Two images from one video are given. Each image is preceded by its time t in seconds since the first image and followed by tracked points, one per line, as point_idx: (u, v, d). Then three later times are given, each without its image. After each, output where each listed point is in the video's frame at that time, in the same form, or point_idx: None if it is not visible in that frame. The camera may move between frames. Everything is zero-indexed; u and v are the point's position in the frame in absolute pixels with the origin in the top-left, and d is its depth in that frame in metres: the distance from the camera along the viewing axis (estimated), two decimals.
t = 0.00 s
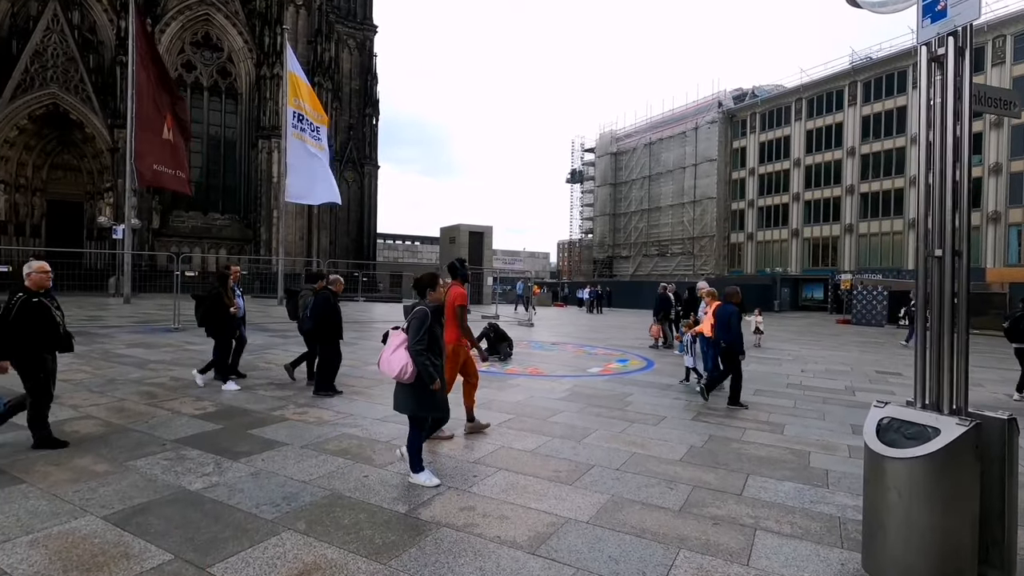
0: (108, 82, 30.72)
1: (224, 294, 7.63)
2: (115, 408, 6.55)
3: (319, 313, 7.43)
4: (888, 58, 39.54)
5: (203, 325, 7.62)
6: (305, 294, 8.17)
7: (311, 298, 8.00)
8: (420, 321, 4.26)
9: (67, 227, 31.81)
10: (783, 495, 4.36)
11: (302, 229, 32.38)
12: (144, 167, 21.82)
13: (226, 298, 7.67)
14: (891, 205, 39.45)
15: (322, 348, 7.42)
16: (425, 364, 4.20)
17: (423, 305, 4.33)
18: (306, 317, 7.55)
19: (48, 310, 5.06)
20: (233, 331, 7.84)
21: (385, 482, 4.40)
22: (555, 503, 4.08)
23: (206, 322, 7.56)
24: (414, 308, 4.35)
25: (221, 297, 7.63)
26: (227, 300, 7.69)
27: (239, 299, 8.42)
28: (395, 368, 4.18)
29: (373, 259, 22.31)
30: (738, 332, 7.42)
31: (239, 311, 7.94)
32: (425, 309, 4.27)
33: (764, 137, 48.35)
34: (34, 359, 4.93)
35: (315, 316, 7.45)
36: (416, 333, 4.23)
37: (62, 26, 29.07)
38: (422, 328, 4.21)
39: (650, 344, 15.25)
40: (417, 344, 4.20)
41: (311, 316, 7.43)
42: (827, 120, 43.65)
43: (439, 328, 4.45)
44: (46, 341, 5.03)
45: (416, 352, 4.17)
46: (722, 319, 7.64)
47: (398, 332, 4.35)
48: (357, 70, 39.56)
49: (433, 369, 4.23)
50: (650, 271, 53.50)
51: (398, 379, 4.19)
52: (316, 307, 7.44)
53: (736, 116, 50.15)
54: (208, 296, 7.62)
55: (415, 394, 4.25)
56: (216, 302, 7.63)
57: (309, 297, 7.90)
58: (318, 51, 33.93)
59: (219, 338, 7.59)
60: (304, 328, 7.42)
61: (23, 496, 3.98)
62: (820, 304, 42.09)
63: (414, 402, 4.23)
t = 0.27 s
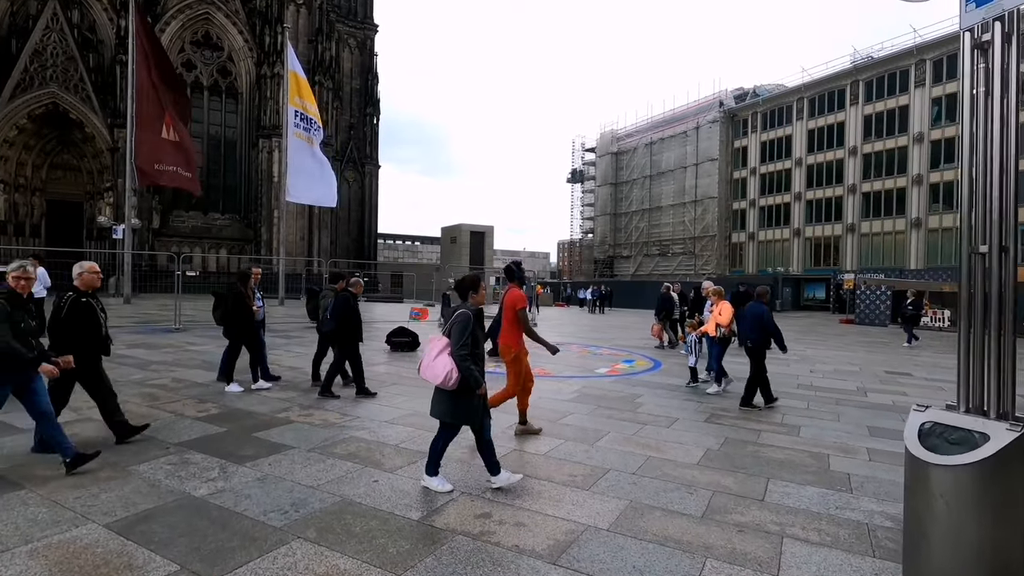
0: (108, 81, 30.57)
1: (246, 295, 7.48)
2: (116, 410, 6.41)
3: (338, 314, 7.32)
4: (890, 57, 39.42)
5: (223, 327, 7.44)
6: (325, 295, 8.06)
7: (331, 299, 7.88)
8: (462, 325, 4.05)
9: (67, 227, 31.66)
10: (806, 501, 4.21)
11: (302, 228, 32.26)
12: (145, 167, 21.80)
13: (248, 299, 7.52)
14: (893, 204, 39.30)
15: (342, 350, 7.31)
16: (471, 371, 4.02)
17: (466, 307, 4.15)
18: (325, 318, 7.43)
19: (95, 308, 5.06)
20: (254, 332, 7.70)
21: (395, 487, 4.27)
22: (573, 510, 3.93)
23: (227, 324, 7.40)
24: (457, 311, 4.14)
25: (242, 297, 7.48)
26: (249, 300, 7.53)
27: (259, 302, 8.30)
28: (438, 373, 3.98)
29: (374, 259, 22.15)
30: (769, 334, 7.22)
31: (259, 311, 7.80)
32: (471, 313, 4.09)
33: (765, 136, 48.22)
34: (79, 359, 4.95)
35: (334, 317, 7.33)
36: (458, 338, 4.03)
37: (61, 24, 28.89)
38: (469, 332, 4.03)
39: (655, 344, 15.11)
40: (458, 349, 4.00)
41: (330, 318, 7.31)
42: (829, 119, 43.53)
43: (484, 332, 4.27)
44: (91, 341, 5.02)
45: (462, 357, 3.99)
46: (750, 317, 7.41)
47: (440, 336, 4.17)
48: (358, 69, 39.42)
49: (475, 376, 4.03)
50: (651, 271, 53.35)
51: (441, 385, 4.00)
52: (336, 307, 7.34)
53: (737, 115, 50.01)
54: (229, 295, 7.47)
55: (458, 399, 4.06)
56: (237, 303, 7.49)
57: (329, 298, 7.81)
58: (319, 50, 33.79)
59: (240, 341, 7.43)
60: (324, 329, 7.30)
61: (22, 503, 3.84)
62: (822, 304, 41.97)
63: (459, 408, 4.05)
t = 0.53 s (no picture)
0: (108, 82, 30.45)
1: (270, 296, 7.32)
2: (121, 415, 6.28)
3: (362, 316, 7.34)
4: (892, 57, 39.31)
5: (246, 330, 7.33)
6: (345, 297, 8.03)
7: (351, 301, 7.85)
8: (508, 329, 3.87)
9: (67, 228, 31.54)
10: (833, 510, 4.08)
11: (304, 229, 32.15)
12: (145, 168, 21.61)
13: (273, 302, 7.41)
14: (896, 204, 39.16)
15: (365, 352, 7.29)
16: (517, 378, 3.85)
17: (512, 312, 3.98)
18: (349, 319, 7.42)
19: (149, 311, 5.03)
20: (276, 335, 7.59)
21: (410, 497, 4.14)
22: (595, 521, 3.81)
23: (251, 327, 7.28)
24: (501, 316, 3.98)
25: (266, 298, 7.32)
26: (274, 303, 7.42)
27: (281, 305, 8.26)
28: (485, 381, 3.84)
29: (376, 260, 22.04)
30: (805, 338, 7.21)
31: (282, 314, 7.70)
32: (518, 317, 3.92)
33: (767, 136, 48.11)
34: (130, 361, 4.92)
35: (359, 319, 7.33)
36: (504, 342, 3.86)
37: (61, 25, 28.77)
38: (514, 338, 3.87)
39: (661, 345, 14.97)
40: (504, 354, 3.83)
41: (355, 319, 7.31)
42: (831, 119, 43.42)
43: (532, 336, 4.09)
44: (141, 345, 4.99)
45: (508, 364, 3.83)
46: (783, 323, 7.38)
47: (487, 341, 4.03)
48: (359, 69, 39.30)
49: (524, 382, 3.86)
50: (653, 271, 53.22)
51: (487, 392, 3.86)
52: (361, 309, 7.35)
53: (739, 116, 49.91)
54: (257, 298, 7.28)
55: (506, 407, 3.91)
56: (262, 304, 7.34)
57: (352, 299, 7.77)
58: (320, 50, 33.67)
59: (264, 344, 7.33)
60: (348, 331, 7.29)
61: (27, 514, 3.72)
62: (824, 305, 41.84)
63: (507, 416, 3.90)
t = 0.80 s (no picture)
0: (112, 83, 30.43)
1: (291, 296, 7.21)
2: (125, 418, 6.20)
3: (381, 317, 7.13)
4: (896, 57, 39.16)
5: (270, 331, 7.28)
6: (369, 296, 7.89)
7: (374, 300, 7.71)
8: (541, 333, 3.72)
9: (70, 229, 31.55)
10: (856, 517, 3.98)
11: (306, 230, 32.10)
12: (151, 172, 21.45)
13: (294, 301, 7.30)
14: (900, 205, 38.99)
15: (385, 354, 7.16)
16: (548, 385, 3.68)
17: (548, 316, 3.81)
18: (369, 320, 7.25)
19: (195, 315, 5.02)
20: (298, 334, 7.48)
21: (422, 503, 4.04)
22: (612, 529, 3.72)
23: (273, 328, 7.22)
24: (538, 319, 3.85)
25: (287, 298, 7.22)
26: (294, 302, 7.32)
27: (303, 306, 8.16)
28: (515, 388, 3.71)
29: (379, 261, 21.98)
30: (833, 338, 7.06)
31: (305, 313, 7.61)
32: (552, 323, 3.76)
33: (770, 137, 47.97)
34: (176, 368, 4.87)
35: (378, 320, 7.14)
36: (537, 347, 3.71)
37: (65, 26, 28.76)
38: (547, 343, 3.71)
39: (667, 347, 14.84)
40: (535, 358, 3.68)
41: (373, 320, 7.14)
42: (835, 119, 43.27)
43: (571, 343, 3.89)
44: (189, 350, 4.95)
45: (537, 370, 3.67)
46: (810, 322, 7.23)
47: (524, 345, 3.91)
48: (361, 70, 39.23)
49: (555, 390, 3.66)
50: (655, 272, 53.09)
51: (517, 398, 3.74)
52: (380, 309, 7.15)
53: (742, 116, 49.79)
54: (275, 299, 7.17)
55: (537, 416, 3.73)
56: (282, 305, 7.25)
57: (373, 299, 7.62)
58: (323, 51, 33.60)
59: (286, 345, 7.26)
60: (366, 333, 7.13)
61: (30, 522, 3.62)
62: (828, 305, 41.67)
63: (538, 425, 3.72)
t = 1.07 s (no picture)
0: (116, 84, 30.46)
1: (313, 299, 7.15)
2: (128, 421, 6.14)
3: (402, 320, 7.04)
4: (902, 57, 38.98)
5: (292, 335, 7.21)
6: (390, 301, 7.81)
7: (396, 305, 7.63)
8: (570, 339, 3.64)
9: (74, 230, 31.58)
10: (874, 525, 3.87)
11: (310, 230, 32.11)
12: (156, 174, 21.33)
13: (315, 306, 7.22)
14: (905, 205, 38.78)
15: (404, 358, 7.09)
16: (577, 392, 3.56)
17: (580, 320, 3.72)
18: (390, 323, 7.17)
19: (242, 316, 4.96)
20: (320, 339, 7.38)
21: (428, 509, 3.96)
22: (624, 536, 3.62)
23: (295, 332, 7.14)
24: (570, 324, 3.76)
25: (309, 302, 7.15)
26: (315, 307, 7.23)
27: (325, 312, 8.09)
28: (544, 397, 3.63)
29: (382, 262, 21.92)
30: (866, 342, 7.02)
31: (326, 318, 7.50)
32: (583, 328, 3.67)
33: (775, 137, 47.79)
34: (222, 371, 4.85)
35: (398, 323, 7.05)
36: (566, 353, 3.62)
37: (69, 27, 28.80)
38: (577, 349, 3.62)
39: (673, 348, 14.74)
40: (564, 365, 3.59)
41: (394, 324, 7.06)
42: (840, 119, 43.06)
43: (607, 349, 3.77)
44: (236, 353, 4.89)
45: (566, 377, 3.57)
46: (841, 326, 7.19)
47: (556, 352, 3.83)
48: (365, 71, 39.19)
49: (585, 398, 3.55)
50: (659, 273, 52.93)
51: (546, 406, 3.65)
52: (401, 312, 7.08)
53: (746, 116, 49.61)
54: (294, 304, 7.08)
55: (568, 426, 3.61)
56: (304, 310, 7.16)
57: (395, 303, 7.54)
58: (326, 51, 33.60)
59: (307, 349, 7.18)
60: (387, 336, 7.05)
61: (29, 528, 3.55)
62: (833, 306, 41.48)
63: (568, 435, 3.59)
